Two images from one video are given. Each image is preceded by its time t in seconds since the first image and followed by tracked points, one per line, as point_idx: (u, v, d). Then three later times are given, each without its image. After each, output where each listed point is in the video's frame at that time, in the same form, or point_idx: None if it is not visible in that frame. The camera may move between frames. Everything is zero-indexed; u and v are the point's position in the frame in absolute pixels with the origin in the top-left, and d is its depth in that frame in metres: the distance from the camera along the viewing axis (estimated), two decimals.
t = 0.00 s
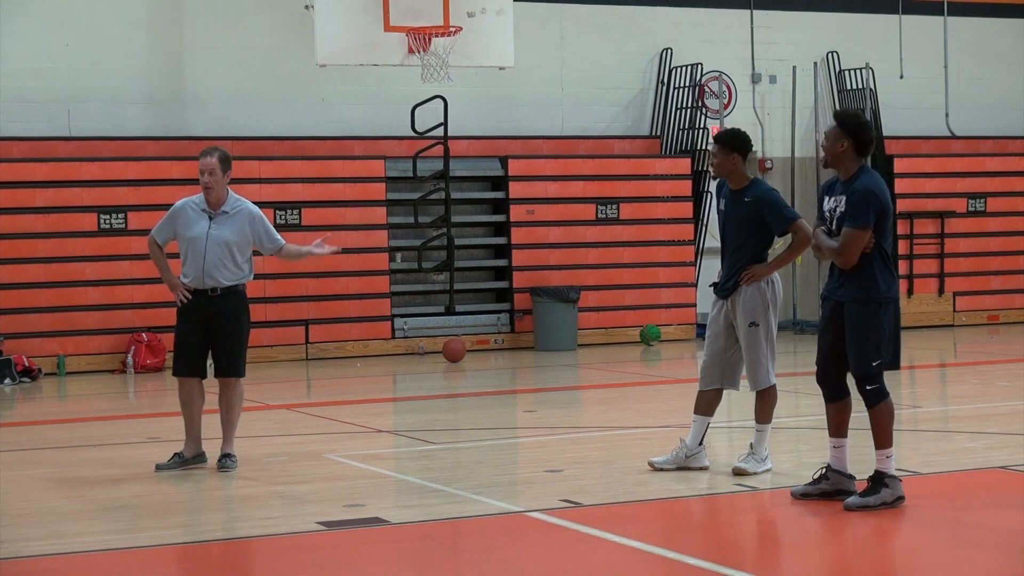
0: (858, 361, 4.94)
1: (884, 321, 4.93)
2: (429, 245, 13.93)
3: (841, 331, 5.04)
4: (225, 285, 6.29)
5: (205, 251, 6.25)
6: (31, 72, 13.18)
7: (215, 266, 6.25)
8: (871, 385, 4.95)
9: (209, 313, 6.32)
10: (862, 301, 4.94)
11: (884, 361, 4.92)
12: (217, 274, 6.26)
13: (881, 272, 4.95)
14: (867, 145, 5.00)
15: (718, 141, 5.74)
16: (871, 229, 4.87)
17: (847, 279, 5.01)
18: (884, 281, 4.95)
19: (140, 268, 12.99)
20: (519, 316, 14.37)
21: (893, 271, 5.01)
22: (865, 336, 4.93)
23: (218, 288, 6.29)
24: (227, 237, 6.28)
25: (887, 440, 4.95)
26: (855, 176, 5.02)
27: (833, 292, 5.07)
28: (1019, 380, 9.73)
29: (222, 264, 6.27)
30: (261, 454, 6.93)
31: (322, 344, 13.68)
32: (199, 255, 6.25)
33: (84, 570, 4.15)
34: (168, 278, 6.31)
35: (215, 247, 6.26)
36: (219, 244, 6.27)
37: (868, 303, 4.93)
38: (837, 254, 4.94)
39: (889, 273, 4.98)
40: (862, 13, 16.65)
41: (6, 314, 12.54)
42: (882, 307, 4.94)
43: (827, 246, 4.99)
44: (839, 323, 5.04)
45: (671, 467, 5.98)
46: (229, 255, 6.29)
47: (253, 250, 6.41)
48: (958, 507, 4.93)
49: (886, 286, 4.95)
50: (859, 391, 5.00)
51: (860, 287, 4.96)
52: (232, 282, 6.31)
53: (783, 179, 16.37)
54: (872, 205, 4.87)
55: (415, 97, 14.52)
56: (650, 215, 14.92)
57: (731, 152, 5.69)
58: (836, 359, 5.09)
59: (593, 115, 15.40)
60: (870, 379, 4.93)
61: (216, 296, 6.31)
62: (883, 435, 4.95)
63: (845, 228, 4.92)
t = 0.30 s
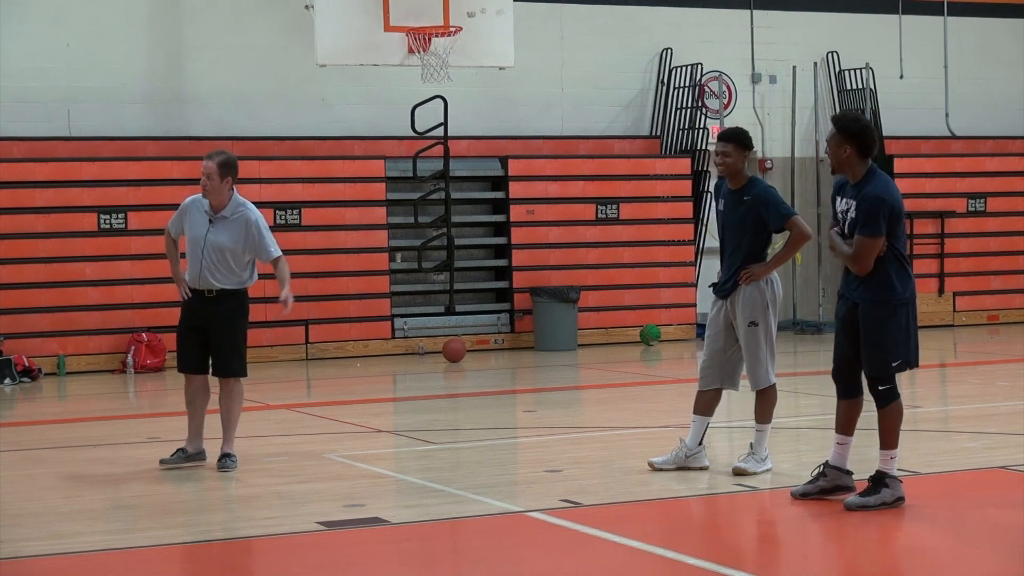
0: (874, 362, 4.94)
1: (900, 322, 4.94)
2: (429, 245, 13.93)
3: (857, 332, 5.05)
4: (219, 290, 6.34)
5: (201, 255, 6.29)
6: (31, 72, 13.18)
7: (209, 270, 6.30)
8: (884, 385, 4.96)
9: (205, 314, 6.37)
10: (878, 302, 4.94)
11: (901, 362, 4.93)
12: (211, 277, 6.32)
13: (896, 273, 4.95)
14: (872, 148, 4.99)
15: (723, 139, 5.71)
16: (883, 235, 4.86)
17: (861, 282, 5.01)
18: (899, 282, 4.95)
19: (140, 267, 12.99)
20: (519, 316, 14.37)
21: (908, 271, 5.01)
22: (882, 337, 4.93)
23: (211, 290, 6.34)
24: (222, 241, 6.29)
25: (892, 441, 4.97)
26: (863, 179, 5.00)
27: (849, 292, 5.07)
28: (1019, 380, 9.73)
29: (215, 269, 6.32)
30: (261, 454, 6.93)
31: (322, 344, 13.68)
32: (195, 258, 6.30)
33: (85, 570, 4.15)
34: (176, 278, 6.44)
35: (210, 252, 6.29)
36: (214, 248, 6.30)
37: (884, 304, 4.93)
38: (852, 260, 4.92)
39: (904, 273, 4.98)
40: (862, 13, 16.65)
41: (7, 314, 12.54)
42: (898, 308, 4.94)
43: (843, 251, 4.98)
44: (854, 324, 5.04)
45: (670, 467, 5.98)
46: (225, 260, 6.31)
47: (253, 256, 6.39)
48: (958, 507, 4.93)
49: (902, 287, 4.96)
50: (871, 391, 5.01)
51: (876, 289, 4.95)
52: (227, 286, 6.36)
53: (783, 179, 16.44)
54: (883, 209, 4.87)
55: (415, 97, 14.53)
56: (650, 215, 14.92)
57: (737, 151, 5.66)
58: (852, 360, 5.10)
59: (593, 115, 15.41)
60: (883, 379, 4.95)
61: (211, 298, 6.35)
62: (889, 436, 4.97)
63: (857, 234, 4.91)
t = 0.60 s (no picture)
0: (877, 363, 4.98)
1: (901, 322, 4.94)
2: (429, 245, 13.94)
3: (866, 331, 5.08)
4: (218, 288, 6.36)
5: (199, 253, 6.33)
6: (31, 72, 13.18)
7: (207, 268, 6.34)
8: (887, 386, 4.97)
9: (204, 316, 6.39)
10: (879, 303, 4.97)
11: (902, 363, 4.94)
12: (210, 274, 6.35)
13: (897, 274, 4.95)
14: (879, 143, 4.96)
15: (723, 140, 5.70)
16: (879, 230, 4.85)
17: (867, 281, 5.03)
18: (901, 282, 4.94)
19: (140, 267, 12.99)
20: (519, 316, 14.37)
21: (915, 271, 4.98)
22: (884, 338, 4.96)
23: (210, 289, 6.36)
24: (221, 238, 6.32)
25: (898, 442, 4.96)
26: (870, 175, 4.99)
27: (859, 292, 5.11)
28: (1019, 380, 9.73)
29: (214, 266, 6.34)
30: (261, 454, 6.93)
31: (322, 344, 13.69)
32: (195, 255, 6.35)
33: (85, 570, 4.15)
34: (180, 278, 6.52)
35: (209, 249, 6.32)
36: (212, 245, 6.33)
37: (886, 304, 4.95)
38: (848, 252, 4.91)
39: (908, 272, 4.96)
40: (862, 13, 16.65)
41: (7, 314, 12.54)
42: (900, 309, 4.94)
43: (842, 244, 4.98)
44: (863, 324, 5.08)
45: (670, 467, 5.98)
46: (223, 258, 6.34)
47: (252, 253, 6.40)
48: (958, 507, 4.93)
49: (903, 286, 4.95)
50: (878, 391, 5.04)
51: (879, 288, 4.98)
52: (226, 284, 6.38)
53: (783, 179, 16.44)
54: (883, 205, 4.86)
55: (415, 97, 14.53)
56: (650, 215, 14.92)
57: (737, 152, 5.67)
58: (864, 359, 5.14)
59: (593, 115, 15.41)
60: (888, 379, 4.96)
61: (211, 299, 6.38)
62: (893, 436, 4.96)
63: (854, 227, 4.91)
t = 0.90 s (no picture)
0: (882, 360, 4.99)
1: (906, 321, 4.95)
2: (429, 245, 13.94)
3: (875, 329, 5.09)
4: (222, 289, 6.39)
5: (199, 257, 6.36)
6: (31, 72, 13.18)
7: (209, 270, 6.35)
8: (891, 384, 4.99)
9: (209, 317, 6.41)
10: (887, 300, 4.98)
11: (907, 361, 4.94)
12: (210, 277, 6.37)
13: (905, 273, 4.96)
14: (904, 142, 4.95)
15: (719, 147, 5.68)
16: (888, 224, 4.86)
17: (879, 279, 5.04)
18: (909, 281, 4.95)
19: (141, 268, 13.00)
20: (519, 316, 14.37)
21: (926, 270, 4.98)
22: (891, 335, 4.97)
23: (212, 292, 6.40)
24: (217, 241, 6.36)
25: (900, 441, 4.96)
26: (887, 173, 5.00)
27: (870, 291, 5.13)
28: (1019, 380, 9.73)
29: (216, 269, 6.36)
30: (261, 454, 6.93)
31: (322, 344, 13.69)
32: (194, 259, 6.38)
33: (85, 570, 4.15)
34: (182, 284, 6.54)
35: (207, 252, 6.35)
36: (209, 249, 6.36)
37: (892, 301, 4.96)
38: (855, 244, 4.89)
39: (917, 272, 4.96)
40: (862, 13, 16.65)
41: (7, 314, 12.54)
42: (906, 307, 4.95)
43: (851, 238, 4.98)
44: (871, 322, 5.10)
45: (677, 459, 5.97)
46: (222, 259, 6.37)
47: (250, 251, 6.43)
48: (959, 506, 4.93)
49: (910, 283, 4.95)
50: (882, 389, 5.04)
51: (887, 284, 4.99)
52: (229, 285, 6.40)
53: (783, 179, 16.43)
54: (892, 201, 4.87)
55: (415, 97, 14.53)
56: (650, 215, 14.92)
57: (733, 158, 5.65)
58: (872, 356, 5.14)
59: (593, 115, 15.41)
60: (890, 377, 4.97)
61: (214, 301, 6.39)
62: (895, 435, 4.96)
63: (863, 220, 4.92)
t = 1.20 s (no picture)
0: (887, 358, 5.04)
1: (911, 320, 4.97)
2: (429, 245, 13.93)
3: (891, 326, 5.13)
4: (226, 280, 6.43)
5: (202, 250, 6.44)
6: (31, 72, 13.18)
7: (213, 262, 6.42)
8: (892, 381, 5.01)
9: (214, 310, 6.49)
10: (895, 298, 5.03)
11: (909, 358, 4.97)
12: (214, 271, 6.43)
13: (914, 273, 4.97)
14: (928, 143, 4.96)
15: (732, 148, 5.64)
16: (894, 223, 4.91)
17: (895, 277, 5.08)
18: (917, 281, 4.96)
19: (141, 268, 12.99)
20: (519, 316, 14.37)
21: (935, 270, 4.96)
22: (896, 332, 5.01)
23: (216, 285, 6.45)
24: (219, 234, 6.43)
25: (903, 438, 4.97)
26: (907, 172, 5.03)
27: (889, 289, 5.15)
28: (1019, 380, 9.72)
29: (219, 260, 6.42)
30: (261, 454, 6.92)
31: (322, 344, 13.68)
32: (198, 255, 6.46)
33: (85, 570, 4.15)
34: (188, 283, 6.61)
35: (210, 245, 6.43)
36: (211, 243, 6.44)
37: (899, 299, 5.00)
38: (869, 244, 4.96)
39: (927, 273, 4.96)
40: (862, 13, 16.65)
41: (7, 314, 12.54)
42: (910, 306, 4.98)
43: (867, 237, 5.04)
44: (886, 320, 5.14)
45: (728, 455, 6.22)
46: (224, 251, 6.42)
47: (252, 242, 6.49)
48: (959, 506, 4.93)
49: (916, 283, 4.96)
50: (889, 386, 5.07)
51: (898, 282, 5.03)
52: (233, 276, 6.43)
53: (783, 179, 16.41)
54: (900, 200, 4.92)
55: (415, 97, 14.53)
56: (650, 214, 14.91)
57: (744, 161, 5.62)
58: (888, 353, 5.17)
59: (593, 115, 15.41)
60: (894, 374, 5.00)
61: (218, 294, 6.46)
62: (898, 433, 4.98)
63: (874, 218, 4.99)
